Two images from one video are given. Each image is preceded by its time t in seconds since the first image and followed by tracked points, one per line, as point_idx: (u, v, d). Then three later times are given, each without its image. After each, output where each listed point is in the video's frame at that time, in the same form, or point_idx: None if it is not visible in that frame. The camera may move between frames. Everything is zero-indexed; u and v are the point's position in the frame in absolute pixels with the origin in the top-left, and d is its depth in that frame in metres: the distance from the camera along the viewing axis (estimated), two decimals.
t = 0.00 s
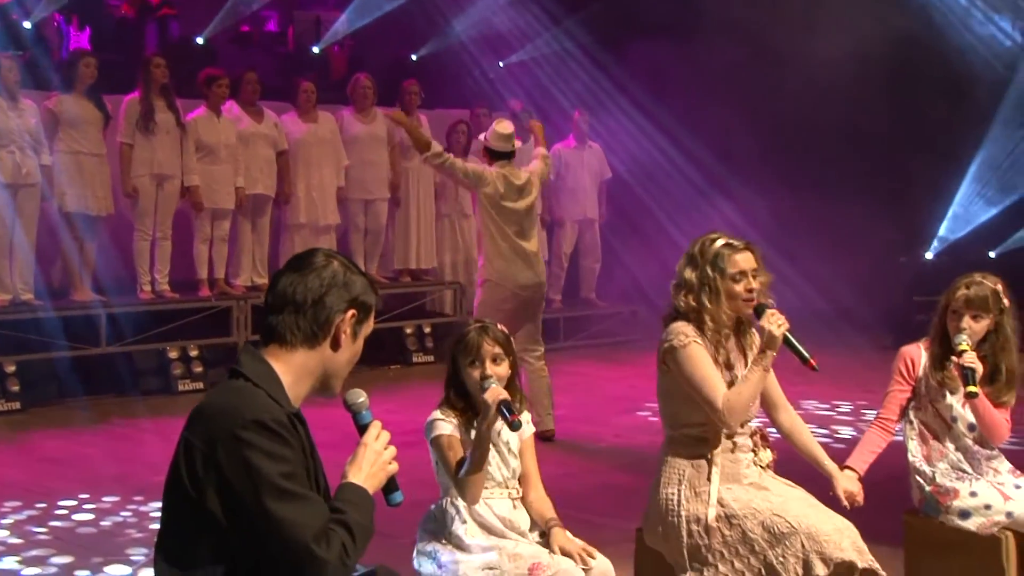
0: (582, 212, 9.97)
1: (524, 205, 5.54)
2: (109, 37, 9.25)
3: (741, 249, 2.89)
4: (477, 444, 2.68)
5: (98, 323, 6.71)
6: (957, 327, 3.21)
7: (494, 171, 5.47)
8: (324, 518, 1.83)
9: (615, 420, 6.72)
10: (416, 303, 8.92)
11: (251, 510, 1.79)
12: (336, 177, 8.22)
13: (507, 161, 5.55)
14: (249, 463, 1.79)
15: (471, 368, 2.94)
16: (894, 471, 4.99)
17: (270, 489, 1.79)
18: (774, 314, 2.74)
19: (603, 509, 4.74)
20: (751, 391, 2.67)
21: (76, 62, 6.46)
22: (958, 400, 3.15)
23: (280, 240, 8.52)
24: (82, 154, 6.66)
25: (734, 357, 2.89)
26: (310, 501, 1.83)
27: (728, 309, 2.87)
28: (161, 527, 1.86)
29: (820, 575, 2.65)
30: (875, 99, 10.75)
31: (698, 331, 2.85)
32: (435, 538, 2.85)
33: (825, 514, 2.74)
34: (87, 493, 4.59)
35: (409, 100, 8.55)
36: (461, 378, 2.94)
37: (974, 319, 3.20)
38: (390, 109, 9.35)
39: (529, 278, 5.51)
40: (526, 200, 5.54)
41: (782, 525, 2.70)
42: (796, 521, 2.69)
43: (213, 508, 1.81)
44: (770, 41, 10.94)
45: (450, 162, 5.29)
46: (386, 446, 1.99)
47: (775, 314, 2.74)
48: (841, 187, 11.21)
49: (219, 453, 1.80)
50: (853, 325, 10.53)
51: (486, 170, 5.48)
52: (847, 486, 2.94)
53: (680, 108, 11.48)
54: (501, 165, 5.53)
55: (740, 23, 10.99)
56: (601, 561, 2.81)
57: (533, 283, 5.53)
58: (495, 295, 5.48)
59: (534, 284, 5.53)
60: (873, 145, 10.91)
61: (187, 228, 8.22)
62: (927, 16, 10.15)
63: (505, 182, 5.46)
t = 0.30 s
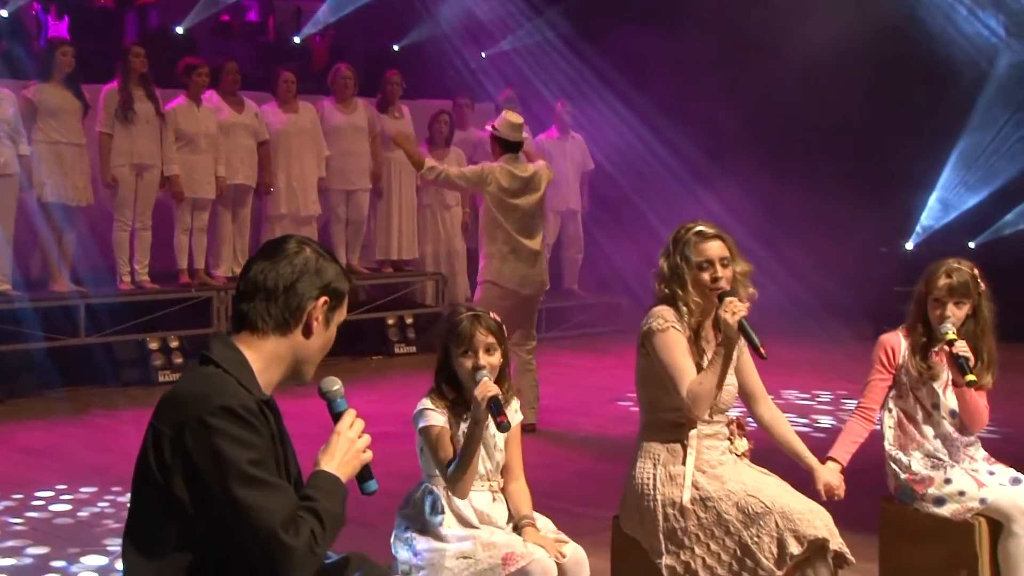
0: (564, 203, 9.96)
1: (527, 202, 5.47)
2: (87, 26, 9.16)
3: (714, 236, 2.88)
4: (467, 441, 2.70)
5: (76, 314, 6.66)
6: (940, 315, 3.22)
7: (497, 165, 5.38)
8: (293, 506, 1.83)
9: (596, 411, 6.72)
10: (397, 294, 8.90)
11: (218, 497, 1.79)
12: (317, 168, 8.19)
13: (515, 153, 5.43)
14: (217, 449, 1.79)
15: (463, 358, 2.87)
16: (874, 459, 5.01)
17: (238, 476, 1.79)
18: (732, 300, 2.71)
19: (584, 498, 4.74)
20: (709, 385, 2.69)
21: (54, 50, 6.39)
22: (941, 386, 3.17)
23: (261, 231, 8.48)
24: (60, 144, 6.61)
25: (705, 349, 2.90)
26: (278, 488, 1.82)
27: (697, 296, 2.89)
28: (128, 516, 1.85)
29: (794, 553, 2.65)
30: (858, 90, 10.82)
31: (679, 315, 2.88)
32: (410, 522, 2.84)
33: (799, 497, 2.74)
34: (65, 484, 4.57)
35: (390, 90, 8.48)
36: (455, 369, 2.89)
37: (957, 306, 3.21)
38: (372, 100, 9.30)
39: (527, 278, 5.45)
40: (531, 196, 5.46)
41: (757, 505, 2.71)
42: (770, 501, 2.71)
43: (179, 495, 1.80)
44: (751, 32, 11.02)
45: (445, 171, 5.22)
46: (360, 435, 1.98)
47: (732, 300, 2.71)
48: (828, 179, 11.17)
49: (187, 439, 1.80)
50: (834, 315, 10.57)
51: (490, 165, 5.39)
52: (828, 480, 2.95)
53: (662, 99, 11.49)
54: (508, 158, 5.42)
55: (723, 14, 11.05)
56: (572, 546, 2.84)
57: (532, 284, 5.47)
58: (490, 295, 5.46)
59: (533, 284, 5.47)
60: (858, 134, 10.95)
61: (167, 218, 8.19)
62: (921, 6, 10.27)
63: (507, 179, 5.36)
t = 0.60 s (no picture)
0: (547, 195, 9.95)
1: (525, 198, 5.45)
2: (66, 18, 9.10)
3: (689, 225, 2.89)
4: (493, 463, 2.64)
5: (55, 307, 6.63)
6: (920, 305, 3.23)
7: (494, 160, 5.40)
8: (256, 498, 1.82)
9: (579, 403, 6.72)
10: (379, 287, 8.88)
11: (178, 491, 1.78)
12: (299, 160, 8.16)
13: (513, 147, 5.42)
14: (176, 442, 1.78)
15: (486, 360, 2.77)
16: (852, 449, 5.02)
17: (198, 469, 1.77)
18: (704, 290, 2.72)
19: (565, 489, 4.75)
20: (680, 375, 2.72)
21: (31, 41, 6.34)
22: (921, 375, 3.17)
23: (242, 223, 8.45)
24: (38, 135, 6.57)
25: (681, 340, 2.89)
26: (239, 481, 1.80)
27: (676, 286, 2.89)
28: (92, 509, 1.85)
29: (767, 552, 2.66)
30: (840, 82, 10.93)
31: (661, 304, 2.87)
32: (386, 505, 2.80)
33: (775, 490, 2.76)
34: (43, 477, 4.55)
35: (372, 82, 8.45)
36: (475, 369, 2.77)
37: (937, 296, 3.22)
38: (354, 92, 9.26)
39: (516, 278, 5.36)
40: (529, 192, 5.45)
41: (732, 502, 2.71)
42: (745, 498, 2.71)
43: (139, 488, 1.79)
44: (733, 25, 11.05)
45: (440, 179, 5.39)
46: (331, 424, 1.96)
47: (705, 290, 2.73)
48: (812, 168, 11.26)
49: (147, 431, 1.79)
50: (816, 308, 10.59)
51: (488, 161, 5.41)
52: (812, 467, 2.96)
53: (644, 91, 11.49)
54: (506, 153, 5.41)
55: (705, 7, 11.09)
56: (544, 538, 2.81)
57: (521, 283, 5.37)
58: (476, 291, 5.36)
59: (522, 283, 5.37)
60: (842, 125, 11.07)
61: (147, 211, 8.15)
62: None
63: (506, 173, 5.38)
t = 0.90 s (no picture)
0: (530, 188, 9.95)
1: (508, 179, 5.44)
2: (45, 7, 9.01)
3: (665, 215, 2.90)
4: (519, 482, 2.67)
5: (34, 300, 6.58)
6: (899, 297, 3.24)
7: (480, 141, 5.35)
8: (217, 495, 1.78)
9: (560, 395, 6.74)
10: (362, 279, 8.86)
11: (134, 488, 1.74)
12: (280, 152, 8.12)
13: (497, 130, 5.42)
14: (133, 441, 1.73)
15: (518, 385, 2.71)
16: (831, 440, 5.05)
17: (153, 467, 1.73)
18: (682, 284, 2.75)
19: (546, 481, 4.75)
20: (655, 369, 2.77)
21: (10, 32, 6.29)
22: (899, 366, 3.18)
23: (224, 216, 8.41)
24: (17, 128, 6.51)
25: (661, 332, 2.88)
26: (197, 478, 1.76)
27: (655, 278, 2.90)
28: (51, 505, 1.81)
29: (745, 530, 2.69)
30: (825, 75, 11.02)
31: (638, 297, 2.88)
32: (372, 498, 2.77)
33: (752, 476, 2.77)
34: (22, 470, 4.52)
35: (354, 74, 8.41)
36: (507, 396, 2.71)
37: (916, 287, 3.23)
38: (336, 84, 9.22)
39: (502, 259, 5.39)
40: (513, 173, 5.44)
41: (710, 483, 2.73)
42: (722, 479, 2.73)
43: (95, 486, 1.75)
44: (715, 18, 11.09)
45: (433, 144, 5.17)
46: (301, 417, 1.93)
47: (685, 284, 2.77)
48: (802, 161, 11.32)
49: (104, 430, 1.74)
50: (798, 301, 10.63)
51: (473, 141, 5.35)
52: (790, 457, 2.97)
53: (627, 84, 11.47)
54: (490, 135, 5.41)
55: None
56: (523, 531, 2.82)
57: (508, 263, 5.41)
58: (463, 274, 5.35)
59: (510, 264, 5.42)
60: (828, 114, 11.18)
61: (128, 203, 8.10)
62: None
63: (491, 155, 5.34)
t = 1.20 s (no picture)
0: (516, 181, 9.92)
1: (494, 174, 5.43)
2: None
3: (634, 205, 2.91)
4: (528, 499, 2.62)
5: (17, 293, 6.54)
6: (884, 288, 3.24)
7: (463, 136, 5.36)
8: (180, 497, 1.75)
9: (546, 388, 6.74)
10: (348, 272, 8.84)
11: (92, 491, 1.71)
12: (266, 145, 8.09)
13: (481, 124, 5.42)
14: (91, 445, 1.70)
15: (537, 407, 2.61)
16: (816, 431, 5.06)
17: (112, 473, 1.70)
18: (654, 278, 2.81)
19: (531, 473, 4.76)
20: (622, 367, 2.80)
21: None
22: (884, 357, 3.19)
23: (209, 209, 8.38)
24: None
25: (636, 324, 2.87)
26: (160, 482, 1.73)
27: (627, 271, 2.90)
28: (17, 507, 1.80)
29: (724, 536, 2.69)
30: (811, 68, 11.04)
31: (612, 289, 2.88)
32: (363, 492, 2.64)
33: (733, 475, 2.77)
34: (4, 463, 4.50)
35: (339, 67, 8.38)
36: (525, 420, 2.61)
37: (901, 279, 3.24)
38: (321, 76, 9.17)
39: (494, 254, 5.36)
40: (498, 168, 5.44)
41: (691, 486, 2.73)
42: (704, 482, 2.72)
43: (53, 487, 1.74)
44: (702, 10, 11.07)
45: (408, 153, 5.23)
46: (275, 405, 1.92)
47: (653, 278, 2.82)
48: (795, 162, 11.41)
49: (62, 433, 1.72)
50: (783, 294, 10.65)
51: (455, 137, 5.37)
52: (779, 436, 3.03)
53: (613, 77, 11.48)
54: (473, 129, 5.40)
55: None
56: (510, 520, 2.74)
57: (499, 258, 5.38)
58: (456, 269, 5.34)
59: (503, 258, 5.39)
60: (814, 107, 11.22)
61: (113, 195, 8.07)
62: None
63: (476, 149, 5.35)
